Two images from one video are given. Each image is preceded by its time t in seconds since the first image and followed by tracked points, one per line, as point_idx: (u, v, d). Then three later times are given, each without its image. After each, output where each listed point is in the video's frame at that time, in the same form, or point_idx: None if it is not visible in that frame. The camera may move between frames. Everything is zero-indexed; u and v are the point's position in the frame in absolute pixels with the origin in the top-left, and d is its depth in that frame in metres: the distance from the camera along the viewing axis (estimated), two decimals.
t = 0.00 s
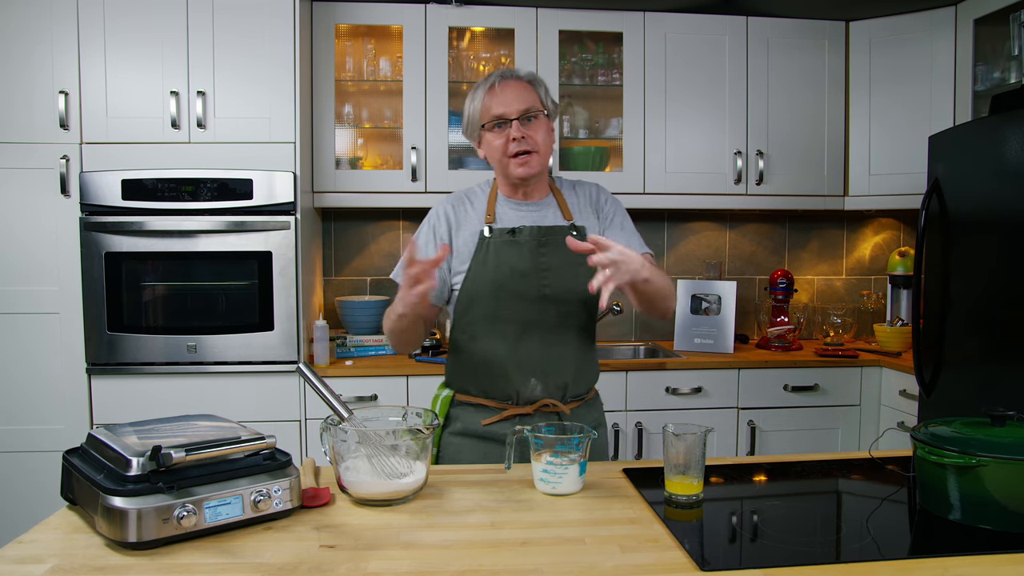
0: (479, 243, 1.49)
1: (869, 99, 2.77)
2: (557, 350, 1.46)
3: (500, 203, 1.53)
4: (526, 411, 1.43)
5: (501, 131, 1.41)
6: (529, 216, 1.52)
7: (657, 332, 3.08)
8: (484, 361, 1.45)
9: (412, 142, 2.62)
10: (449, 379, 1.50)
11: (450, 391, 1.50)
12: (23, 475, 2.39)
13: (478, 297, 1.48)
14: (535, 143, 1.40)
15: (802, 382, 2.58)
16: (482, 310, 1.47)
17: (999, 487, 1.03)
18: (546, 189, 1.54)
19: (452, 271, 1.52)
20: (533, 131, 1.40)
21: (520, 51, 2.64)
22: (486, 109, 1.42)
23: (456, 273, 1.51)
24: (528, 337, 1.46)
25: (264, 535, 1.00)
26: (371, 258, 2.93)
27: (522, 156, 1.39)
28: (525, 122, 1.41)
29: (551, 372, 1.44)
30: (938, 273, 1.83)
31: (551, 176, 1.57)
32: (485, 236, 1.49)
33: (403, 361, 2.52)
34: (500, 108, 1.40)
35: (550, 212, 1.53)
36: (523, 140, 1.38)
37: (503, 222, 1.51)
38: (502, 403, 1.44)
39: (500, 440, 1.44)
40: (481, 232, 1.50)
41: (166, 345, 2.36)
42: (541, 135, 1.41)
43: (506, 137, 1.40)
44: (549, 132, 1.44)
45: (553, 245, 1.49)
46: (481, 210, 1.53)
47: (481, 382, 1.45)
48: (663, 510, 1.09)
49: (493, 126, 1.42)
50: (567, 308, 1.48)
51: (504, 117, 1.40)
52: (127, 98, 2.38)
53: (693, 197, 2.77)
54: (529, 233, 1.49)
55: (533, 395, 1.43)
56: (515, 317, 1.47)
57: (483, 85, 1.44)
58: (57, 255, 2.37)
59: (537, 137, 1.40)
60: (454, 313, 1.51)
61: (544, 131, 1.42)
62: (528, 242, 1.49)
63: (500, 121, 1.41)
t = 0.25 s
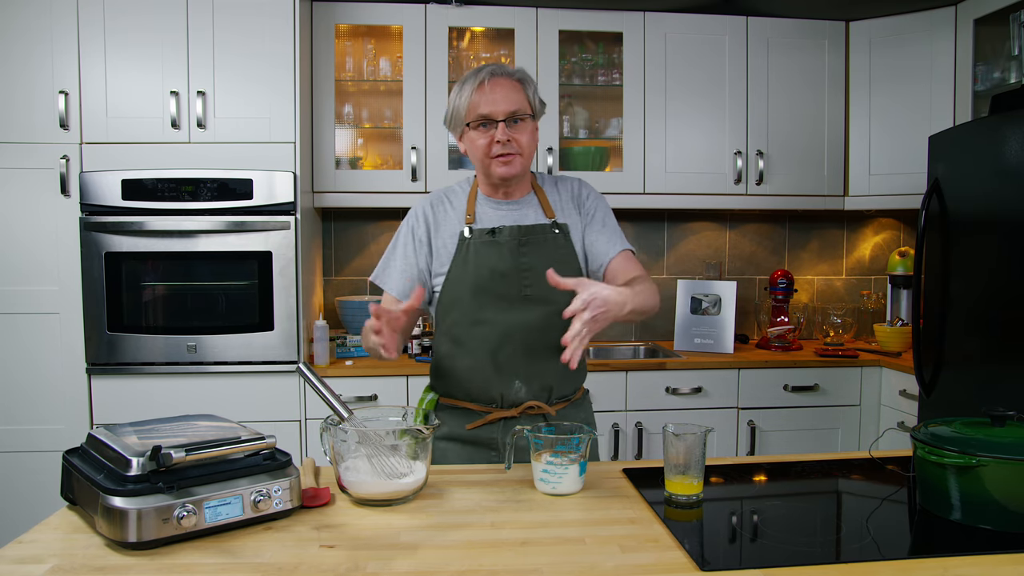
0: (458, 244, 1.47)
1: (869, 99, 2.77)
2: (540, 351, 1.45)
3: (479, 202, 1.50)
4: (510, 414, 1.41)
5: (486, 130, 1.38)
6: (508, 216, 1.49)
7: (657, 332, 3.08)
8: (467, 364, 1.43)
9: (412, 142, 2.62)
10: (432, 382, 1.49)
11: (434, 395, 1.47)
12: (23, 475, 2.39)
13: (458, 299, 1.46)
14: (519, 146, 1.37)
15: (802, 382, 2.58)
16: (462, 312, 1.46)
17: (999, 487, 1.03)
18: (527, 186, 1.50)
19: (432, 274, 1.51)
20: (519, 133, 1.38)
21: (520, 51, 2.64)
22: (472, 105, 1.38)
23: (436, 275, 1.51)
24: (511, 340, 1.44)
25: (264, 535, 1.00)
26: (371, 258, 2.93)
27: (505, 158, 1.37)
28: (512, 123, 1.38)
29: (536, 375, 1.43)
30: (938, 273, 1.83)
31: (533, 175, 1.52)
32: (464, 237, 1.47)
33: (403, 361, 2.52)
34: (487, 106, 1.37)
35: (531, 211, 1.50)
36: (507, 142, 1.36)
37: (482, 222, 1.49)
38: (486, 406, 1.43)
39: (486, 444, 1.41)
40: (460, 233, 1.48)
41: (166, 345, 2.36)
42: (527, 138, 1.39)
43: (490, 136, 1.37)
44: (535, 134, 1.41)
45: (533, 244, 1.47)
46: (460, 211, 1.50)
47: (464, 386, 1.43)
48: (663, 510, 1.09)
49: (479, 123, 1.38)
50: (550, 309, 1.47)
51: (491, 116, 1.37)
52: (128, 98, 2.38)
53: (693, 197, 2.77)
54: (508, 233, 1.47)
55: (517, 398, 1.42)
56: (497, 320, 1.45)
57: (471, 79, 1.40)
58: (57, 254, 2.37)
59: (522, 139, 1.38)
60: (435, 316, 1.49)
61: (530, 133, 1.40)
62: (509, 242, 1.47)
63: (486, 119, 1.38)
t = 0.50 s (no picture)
0: (447, 244, 1.46)
1: (869, 99, 2.77)
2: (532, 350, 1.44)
3: (466, 200, 1.49)
4: (504, 415, 1.41)
5: (488, 125, 1.36)
6: (496, 214, 1.48)
7: (657, 332, 3.08)
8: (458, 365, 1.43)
9: (412, 141, 2.62)
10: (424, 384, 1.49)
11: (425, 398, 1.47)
12: (23, 475, 2.39)
13: (448, 300, 1.46)
14: (517, 147, 1.37)
15: (802, 382, 2.58)
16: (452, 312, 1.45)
17: (999, 487, 1.03)
18: (517, 185, 1.49)
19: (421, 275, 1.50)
20: (519, 134, 1.37)
21: (520, 51, 2.64)
22: (475, 98, 1.35)
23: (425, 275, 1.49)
24: (502, 341, 1.44)
25: (264, 535, 1.00)
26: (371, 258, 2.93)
27: (503, 158, 1.36)
28: (515, 122, 1.36)
29: (528, 375, 1.43)
30: (938, 273, 1.83)
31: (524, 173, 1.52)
32: (454, 236, 1.46)
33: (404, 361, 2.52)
34: (493, 102, 1.35)
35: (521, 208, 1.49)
36: (508, 143, 1.35)
37: (470, 222, 1.48)
38: (479, 407, 1.43)
39: (479, 446, 1.42)
40: (449, 232, 1.47)
41: (166, 346, 2.36)
42: (526, 139, 1.38)
43: (491, 133, 1.36)
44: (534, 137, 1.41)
45: (523, 242, 1.47)
46: (448, 210, 1.49)
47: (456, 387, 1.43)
48: (663, 510, 1.09)
49: (480, 118, 1.36)
50: (541, 308, 1.45)
51: (495, 112, 1.35)
52: (128, 98, 2.38)
53: (693, 197, 2.77)
54: (497, 231, 1.47)
55: (509, 398, 1.42)
56: (487, 320, 1.45)
57: (478, 72, 1.38)
58: (57, 254, 2.37)
59: (522, 141, 1.37)
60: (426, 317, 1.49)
61: (530, 135, 1.39)
62: (498, 241, 1.46)
63: (489, 115, 1.36)
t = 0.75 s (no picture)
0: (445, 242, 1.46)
1: (869, 99, 2.77)
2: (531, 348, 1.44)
3: (465, 199, 1.49)
4: (503, 416, 1.41)
5: (494, 124, 1.36)
6: (494, 214, 1.49)
7: (657, 332, 3.08)
8: (457, 366, 1.43)
9: (412, 142, 2.62)
10: (421, 386, 1.48)
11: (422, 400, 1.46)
12: (23, 475, 2.39)
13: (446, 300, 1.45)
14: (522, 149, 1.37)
15: (802, 382, 2.58)
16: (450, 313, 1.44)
17: (999, 487, 1.03)
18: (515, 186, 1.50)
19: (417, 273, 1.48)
20: (526, 137, 1.37)
21: (520, 51, 2.64)
22: (486, 96, 1.34)
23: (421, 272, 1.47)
24: (502, 339, 1.43)
25: (264, 535, 1.00)
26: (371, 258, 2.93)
27: (506, 159, 1.36)
28: (522, 125, 1.36)
29: (528, 374, 1.42)
30: (938, 273, 1.83)
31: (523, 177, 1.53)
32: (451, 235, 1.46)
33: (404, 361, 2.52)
34: (503, 102, 1.34)
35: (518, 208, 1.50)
36: (513, 145, 1.35)
37: (468, 220, 1.48)
38: (479, 408, 1.42)
39: (478, 447, 1.42)
40: (446, 231, 1.47)
41: (166, 346, 2.36)
42: (531, 143, 1.38)
43: (498, 132, 1.36)
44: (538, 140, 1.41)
45: (520, 241, 1.47)
46: (445, 210, 1.48)
47: (456, 387, 1.43)
48: (663, 510, 1.09)
49: (488, 116, 1.36)
50: (539, 305, 1.46)
51: (504, 113, 1.35)
52: (128, 98, 2.38)
53: (693, 197, 2.77)
54: (495, 229, 1.47)
55: (509, 398, 1.42)
56: (486, 319, 1.44)
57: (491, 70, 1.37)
58: (57, 254, 2.37)
59: (527, 144, 1.37)
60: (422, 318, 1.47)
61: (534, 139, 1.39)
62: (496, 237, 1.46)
63: (497, 114, 1.35)
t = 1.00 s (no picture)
0: (446, 241, 1.45)
1: (869, 99, 2.77)
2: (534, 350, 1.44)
3: (466, 198, 1.49)
4: (506, 416, 1.41)
5: (498, 124, 1.36)
6: (495, 213, 1.49)
7: (657, 332, 3.08)
8: (461, 365, 1.42)
9: (412, 141, 2.62)
10: (421, 387, 1.46)
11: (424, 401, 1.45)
12: (23, 475, 2.39)
13: (451, 298, 1.44)
14: (524, 149, 1.38)
15: (802, 382, 2.58)
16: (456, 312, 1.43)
17: (999, 487, 1.03)
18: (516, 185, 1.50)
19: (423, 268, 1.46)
20: (529, 137, 1.37)
21: (520, 51, 2.64)
22: (489, 96, 1.35)
23: (428, 268, 1.45)
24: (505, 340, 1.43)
25: (264, 535, 1.00)
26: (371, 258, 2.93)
27: (508, 159, 1.37)
28: (525, 125, 1.37)
29: (531, 374, 1.43)
30: (939, 273, 1.82)
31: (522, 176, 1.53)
32: (453, 234, 1.45)
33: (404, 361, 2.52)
34: (506, 102, 1.35)
35: (519, 209, 1.50)
36: (516, 144, 1.35)
37: (469, 219, 1.48)
38: (481, 408, 1.42)
39: (481, 448, 1.42)
40: (447, 230, 1.46)
41: (166, 346, 2.36)
42: (533, 143, 1.39)
43: (501, 131, 1.36)
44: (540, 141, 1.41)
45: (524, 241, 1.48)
46: (447, 208, 1.48)
47: (459, 387, 1.42)
48: (663, 510, 1.09)
49: (492, 116, 1.36)
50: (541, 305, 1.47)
51: (507, 112, 1.35)
52: (127, 98, 2.38)
53: (693, 197, 2.77)
54: (500, 228, 1.47)
55: (513, 397, 1.43)
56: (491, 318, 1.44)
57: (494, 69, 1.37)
58: (57, 255, 2.37)
59: (529, 144, 1.38)
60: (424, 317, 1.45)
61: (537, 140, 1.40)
62: (501, 237, 1.47)
63: (500, 114, 1.35)
